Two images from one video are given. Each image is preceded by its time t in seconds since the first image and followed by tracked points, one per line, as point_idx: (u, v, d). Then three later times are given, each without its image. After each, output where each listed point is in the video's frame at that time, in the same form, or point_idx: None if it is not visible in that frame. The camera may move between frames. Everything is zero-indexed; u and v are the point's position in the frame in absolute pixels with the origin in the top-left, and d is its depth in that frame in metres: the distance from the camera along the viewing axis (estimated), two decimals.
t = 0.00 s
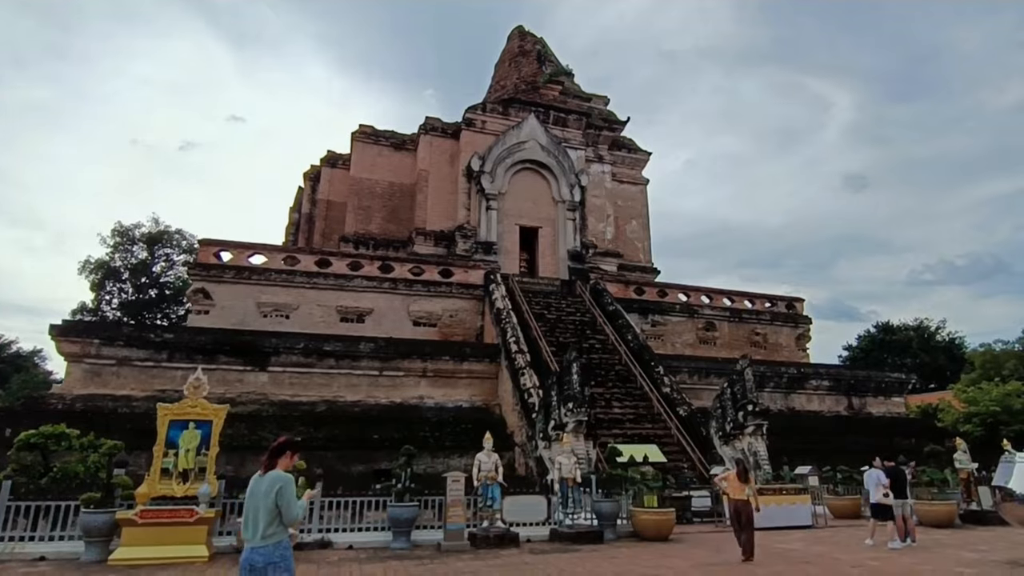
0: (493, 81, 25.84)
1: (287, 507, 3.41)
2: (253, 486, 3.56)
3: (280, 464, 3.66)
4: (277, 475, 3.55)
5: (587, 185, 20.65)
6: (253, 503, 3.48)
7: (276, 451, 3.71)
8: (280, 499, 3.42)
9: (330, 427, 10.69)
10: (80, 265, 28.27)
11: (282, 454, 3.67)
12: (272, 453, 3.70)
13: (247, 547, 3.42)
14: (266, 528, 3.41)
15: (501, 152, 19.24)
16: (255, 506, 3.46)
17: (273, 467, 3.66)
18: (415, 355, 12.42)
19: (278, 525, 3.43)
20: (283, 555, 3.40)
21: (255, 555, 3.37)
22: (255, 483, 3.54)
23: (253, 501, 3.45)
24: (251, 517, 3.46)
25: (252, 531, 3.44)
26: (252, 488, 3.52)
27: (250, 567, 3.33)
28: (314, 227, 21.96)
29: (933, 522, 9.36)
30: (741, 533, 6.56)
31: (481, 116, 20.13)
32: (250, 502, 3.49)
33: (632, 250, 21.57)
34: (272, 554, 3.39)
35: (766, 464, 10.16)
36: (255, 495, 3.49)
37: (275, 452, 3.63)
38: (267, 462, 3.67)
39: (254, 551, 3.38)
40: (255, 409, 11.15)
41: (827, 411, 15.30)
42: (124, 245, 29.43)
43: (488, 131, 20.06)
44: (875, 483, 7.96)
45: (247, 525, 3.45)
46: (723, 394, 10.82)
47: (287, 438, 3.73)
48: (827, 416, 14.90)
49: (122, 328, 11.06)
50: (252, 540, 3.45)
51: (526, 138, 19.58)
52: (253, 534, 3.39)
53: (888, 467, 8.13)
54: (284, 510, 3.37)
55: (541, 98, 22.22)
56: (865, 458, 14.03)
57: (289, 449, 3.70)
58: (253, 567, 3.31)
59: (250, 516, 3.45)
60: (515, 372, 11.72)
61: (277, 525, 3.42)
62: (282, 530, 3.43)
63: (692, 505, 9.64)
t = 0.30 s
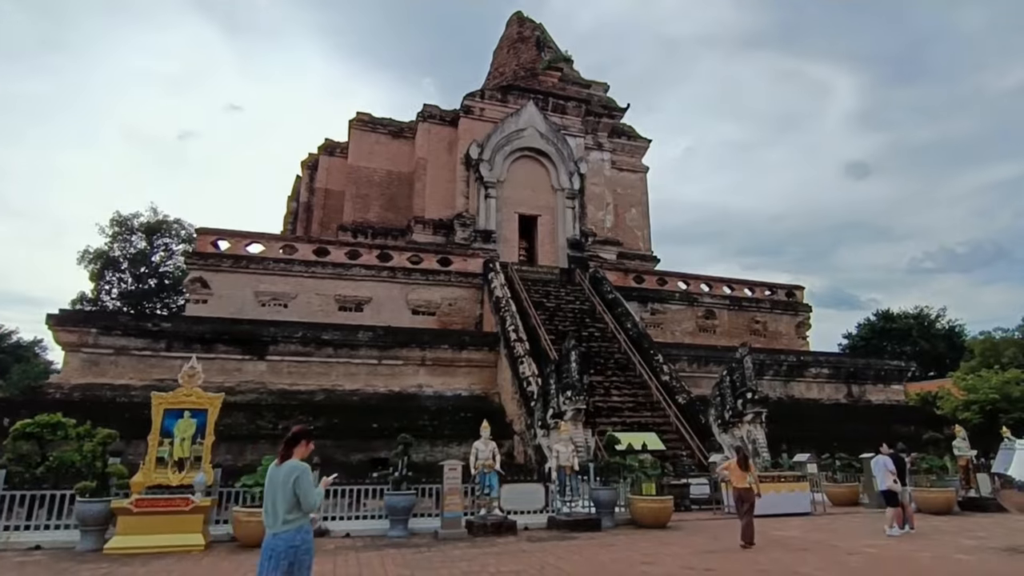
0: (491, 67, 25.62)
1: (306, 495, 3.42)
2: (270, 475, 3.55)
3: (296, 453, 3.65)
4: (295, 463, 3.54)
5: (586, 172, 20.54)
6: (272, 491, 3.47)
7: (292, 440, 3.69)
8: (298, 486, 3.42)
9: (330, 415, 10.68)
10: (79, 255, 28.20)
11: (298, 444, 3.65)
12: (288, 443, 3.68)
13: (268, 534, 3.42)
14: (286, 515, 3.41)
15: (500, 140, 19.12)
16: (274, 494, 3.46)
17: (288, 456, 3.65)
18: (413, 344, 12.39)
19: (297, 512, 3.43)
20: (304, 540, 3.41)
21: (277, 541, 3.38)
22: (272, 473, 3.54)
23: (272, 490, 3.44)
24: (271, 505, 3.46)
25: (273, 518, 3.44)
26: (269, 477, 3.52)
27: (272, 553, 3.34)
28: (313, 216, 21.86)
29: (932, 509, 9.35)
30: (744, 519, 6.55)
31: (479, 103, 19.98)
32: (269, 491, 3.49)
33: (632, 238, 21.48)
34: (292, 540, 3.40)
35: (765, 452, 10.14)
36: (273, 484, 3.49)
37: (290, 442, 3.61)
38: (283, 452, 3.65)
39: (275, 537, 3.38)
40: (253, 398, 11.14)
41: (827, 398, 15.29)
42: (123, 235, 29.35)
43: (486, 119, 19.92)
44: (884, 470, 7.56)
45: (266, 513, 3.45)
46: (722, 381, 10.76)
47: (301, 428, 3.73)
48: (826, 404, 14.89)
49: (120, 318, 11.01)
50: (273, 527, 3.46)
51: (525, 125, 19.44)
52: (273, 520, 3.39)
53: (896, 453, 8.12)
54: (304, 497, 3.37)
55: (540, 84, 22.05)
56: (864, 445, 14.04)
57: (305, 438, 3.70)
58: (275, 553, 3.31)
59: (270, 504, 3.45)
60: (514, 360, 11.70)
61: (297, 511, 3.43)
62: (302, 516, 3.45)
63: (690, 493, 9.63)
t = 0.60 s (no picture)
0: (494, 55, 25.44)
1: (321, 480, 3.45)
2: (285, 458, 3.58)
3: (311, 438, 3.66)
4: (311, 448, 3.58)
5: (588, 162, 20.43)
6: (287, 473, 3.51)
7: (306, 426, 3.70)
8: (313, 471, 3.46)
9: (328, 404, 10.67)
10: (79, 242, 28.18)
11: (313, 429, 3.66)
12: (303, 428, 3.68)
13: (280, 516, 3.45)
14: (299, 497, 3.45)
15: (501, 129, 19.00)
16: (289, 477, 3.50)
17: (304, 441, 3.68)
18: (412, 333, 12.36)
19: (311, 495, 3.46)
20: (314, 524, 3.45)
21: (287, 523, 3.41)
22: (287, 456, 3.57)
23: (287, 472, 3.48)
24: (285, 486, 3.49)
25: (285, 500, 3.47)
26: (284, 461, 3.54)
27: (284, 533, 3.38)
28: (313, 204, 21.79)
29: (929, 503, 9.34)
30: (746, 512, 6.63)
31: (481, 91, 19.85)
32: (284, 473, 3.53)
33: (633, 229, 21.40)
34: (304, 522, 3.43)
35: (763, 444, 10.11)
36: (288, 467, 3.52)
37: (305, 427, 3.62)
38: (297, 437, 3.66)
39: (287, 518, 3.42)
40: (251, 385, 11.13)
41: (825, 391, 15.27)
42: (123, 222, 29.32)
43: (488, 107, 19.79)
44: (890, 464, 7.59)
45: (280, 495, 3.49)
46: (720, 373, 10.73)
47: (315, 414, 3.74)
48: (825, 397, 14.87)
49: (117, 304, 10.98)
50: (285, 509, 3.49)
51: (526, 114, 19.31)
52: (286, 502, 3.43)
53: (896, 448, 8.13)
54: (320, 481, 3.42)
55: (542, 73, 21.90)
56: (863, 438, 14.03)
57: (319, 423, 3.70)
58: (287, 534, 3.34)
59: (284, 486, 3.48)
60: (512, 351, 11.67)
61: (310, 495, 3.47)
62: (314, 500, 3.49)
63: (687, 484, 9.64)
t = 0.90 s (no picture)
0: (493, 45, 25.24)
1: (340, 470, 3.49)
2: (305, 450, 3.61)
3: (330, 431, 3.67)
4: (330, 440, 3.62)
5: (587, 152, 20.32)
6: (307, 464, 3.54)
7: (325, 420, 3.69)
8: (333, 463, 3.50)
9: (326, 395, 10.65)
10: (78, 233, 28.12)
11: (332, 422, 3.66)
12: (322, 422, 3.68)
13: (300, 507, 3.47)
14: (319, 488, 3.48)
15: (501, 119, 18.87)
16: (309, 468, 3.53)
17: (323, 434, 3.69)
18: (411, 324, 12.32)
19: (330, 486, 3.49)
20: (332, 515, 3.47)
21: (308, 514, 3.44)
22: (307, 448, 3.59)
23: (307, 463, 3.51)
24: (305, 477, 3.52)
25: (304, 490, 3.50)
26: (305, 452, 3.58)
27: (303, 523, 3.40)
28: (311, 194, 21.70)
29: (928, 494, 9.32)
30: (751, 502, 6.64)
31: (480, 81, 19.71)
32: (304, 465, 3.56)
33: (633, 220, 21.32)
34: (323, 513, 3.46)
35: (762, 434, 10.08)
36: (307, 459, 3.56)
37: (324, 419, 3.62)
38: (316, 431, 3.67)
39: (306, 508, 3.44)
40: (250, 376, 11.10)
41: (824, 382, 15.25)
42: (121, 213, 29.25)
43: (487, 97, 19.66)
44: (900, 454, 7.43)
45: (300, 486, 3.51)
46: (720, 364, 10.70)
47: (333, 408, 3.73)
48: (824, 387, 14.85)
49: (115, 295, 10.93)
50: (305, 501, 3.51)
51: (526, 104, 19.17)
52: (306, 493, 3.45)
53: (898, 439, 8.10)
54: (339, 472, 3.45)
55: (542, 62, 21.75)
56: (862, 428, 14.02)
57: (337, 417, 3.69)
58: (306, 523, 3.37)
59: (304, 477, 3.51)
60: (511, 342, 11.63)
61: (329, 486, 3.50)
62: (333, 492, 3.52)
63: (685, 474, 9.64)
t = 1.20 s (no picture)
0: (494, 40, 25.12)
1: (354, 461, 3.61)
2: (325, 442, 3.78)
3: (349, 423, 3.82)
4: (346, 433, 3.75)
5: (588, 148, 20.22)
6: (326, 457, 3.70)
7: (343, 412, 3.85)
8: (348, 455, 3.63)
9: (325, 390, 10.58)
10: (77, 229, 28.04)
11: (350, 413, 3.81)
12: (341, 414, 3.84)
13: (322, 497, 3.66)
14: (337, 480, 3.63)
15: (501, 114, 18.77)
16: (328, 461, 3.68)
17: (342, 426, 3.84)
18: (411, 320, 12.25)
19: (347, 477, 3.63)
20: (352, 505, 3.61)
21: (328, 504, 3.61)
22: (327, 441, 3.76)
23: (325, 456, 3.67)
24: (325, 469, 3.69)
25: (325, 481, 3.67)
26: (324, 445, 3.74)
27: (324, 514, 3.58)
28: (311, 190, 21.62)
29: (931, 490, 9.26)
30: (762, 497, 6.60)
31: (480, 75, 19.61)
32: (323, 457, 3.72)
33: (634, 216, 21.23)
34: (342, 504, 3.61)
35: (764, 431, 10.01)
36: (326, 452, 3.72)
37: (343, 412, 3.78)
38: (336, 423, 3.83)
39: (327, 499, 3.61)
40: (248, 371, 11.04)
41: (825, 378, 15.18)
42: (120, 209, 29.17)
43: (487, 92, 19.55)
44: (912, 449, 7.47)
45: (321, 478, 3.69)
46: (721, 359, 10.64)
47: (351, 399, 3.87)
48: (825, 384, 14.78)
49: (112, 290, 10.85)
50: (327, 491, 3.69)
51: (526, 99, 19.06)
52: (326, 485, 3.62)
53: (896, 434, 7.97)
54: (353, 464, 3.58)
55: (542, 57, 21.64)
56: (864, 424, 13.95)
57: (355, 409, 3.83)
58: (326, 514, 3.55)
59: (323, 470, 3.68)
60: (511, 337, 11.57)
61: (347, 477, 3.64)
62: (351, 482, 3.66)
63: (686, 470, 9.58)
